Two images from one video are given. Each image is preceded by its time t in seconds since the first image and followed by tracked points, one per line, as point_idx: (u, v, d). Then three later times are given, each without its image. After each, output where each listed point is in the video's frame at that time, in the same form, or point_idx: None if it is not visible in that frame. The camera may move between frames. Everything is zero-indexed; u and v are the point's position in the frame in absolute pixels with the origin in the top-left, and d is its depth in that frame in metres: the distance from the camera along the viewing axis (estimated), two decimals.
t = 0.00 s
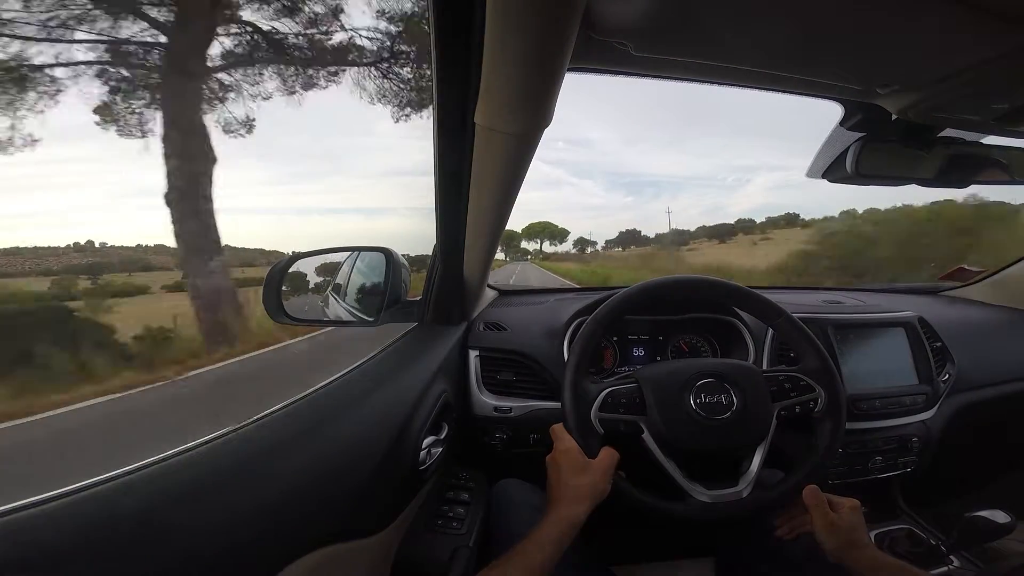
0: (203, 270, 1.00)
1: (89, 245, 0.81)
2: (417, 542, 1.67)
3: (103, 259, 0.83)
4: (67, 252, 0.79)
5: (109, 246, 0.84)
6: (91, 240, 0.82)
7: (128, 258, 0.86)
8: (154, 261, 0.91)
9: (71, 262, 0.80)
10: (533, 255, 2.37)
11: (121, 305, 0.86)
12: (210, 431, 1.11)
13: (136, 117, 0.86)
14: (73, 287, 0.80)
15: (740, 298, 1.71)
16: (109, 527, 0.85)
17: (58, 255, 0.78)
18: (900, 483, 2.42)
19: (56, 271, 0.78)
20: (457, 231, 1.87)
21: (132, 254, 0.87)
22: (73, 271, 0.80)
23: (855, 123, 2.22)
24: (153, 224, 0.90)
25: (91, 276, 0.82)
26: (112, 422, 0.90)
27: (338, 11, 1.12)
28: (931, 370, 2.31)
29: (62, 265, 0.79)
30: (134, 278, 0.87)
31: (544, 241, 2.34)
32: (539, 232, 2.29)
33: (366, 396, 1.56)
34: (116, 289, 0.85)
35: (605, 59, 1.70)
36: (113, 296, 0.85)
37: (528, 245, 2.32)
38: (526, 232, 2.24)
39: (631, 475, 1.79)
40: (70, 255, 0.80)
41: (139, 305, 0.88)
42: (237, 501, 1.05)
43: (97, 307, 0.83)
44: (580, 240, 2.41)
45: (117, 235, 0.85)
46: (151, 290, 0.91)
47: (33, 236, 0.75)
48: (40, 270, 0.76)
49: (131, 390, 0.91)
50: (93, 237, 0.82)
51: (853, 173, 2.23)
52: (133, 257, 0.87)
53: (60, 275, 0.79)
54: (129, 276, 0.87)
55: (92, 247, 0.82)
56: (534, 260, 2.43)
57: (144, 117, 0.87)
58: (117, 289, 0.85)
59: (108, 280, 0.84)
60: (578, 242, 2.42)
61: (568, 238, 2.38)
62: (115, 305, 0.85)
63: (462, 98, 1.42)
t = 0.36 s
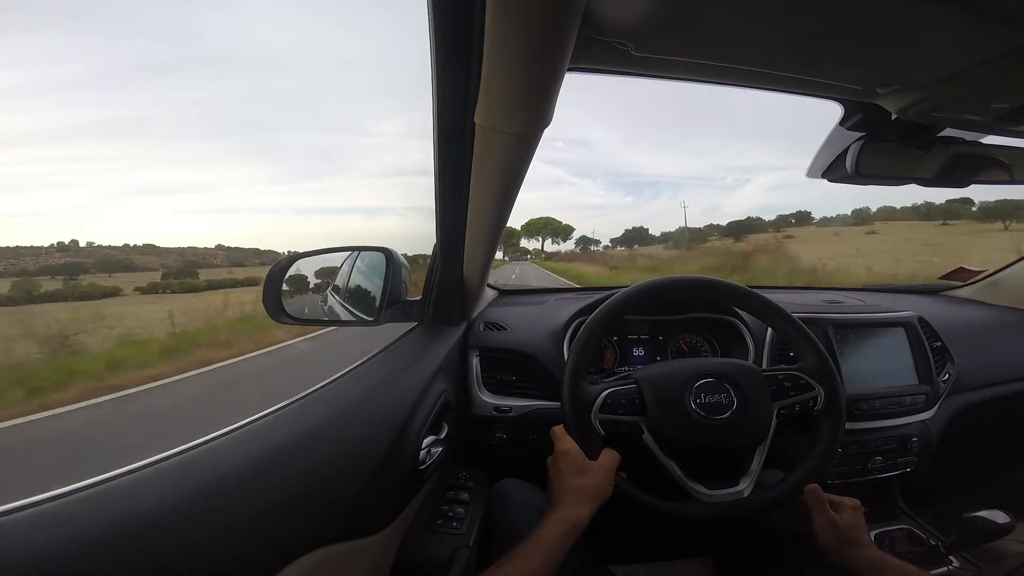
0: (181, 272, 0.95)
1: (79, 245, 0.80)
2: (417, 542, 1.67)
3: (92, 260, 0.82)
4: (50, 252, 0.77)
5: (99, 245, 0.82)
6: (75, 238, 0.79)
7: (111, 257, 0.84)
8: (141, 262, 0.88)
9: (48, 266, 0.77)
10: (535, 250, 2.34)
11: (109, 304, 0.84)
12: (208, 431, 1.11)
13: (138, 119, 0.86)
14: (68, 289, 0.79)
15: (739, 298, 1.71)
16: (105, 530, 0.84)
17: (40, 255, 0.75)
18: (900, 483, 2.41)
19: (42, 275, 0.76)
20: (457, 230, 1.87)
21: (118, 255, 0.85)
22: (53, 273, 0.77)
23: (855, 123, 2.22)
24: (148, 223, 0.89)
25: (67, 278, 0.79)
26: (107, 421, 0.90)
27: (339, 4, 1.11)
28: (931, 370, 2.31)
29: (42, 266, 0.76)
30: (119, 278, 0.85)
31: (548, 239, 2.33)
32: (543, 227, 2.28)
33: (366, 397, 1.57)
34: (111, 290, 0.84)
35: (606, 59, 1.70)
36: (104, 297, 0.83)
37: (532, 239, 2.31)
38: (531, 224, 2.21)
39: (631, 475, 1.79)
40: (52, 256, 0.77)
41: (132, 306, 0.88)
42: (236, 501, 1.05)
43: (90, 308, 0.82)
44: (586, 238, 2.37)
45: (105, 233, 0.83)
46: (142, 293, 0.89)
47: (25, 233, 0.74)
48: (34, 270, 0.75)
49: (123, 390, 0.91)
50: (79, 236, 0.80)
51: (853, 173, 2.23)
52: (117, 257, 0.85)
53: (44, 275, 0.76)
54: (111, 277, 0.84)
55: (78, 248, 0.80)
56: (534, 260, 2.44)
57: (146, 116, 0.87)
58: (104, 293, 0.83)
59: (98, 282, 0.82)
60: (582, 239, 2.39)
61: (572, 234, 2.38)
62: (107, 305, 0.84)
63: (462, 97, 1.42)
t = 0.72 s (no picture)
0: (162, 271, 0.92)
1: (65, 243, 0.78)
2: (418, 543, 1.67)
3: (83, 258, 0.80)
4: (34, 249, 0.75)
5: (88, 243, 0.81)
6: (62, 237, 0.78)
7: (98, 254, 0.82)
8: (126, 260, 0.86)
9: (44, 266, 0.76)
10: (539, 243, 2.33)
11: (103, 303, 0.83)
12: (205, 432, 1.12)
13: (138, 117, 0.86)
14: (65, 288, 0.79)
15: (739, 298, 1.72)
16: (102, 532, 0.84)
17: (33, 253, 0.75)
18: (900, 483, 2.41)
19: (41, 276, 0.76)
20: (457, 230, 1.86)
21: (103, 253, 0.83)
22: (50, 273, 0.77)
23: (855, 123, 2.22)
24: (144, 222, 0.89)
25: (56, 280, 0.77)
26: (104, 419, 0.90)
27: (338, 3, 1.10)
28: (931, 370, 2.31)
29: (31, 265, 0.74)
30: (100, 276, 0.82)
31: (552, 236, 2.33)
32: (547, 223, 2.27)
33: (366, 397, 1.56)
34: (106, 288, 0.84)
35: (606, 59, 1.70)
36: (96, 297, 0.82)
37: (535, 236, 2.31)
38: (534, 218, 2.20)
39: (631, 475, 1.79)
40: (34, 253, 0.75)
41: (131, 307, 0.87)
42: (237, 501, 1.05)
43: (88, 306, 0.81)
44: (586, 236, 2.37)
45: (96, 231, 0.82)
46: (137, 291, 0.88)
47: (24, 230, 0.74)
48: (35, 269, 0.75)
49: (122, 387, 0.91)
50: (65, 233, 0.78)
51: (853, 173, 2.23)
52: (100, 255, 0.83)
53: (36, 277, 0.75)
54: (87, 276, 0.81)
55: (62, 245, 0.78)
56: (534, 260, 2.43)
57: (145, 115, 0.87)
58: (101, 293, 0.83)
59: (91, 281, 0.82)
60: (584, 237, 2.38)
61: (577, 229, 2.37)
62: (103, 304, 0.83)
63: (462, 96, 1.42)
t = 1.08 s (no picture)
0: (165, 269, 0.92)
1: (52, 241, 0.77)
2: (418, 543, 1.67)
3: (73, 256, 0.80)
4: (15, 247, 0.73)
5: (77, 241, 0.80)
6: (46, 234, 0.76)
7: (88, 253, 0.81)
8: (115, 259, 0.84)
9: (40, 262, 0.76)
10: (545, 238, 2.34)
11: (99, 301, 0.83)
12: (204, 432, 1.12)
13: (139, 116, 0.86)
14: (65, 287, 0.79)
15: (738, 298, 1.72)
16: (99, 534, 0.83)
17: (28, 251, 0.74)
18: (900, 483, 2.41)
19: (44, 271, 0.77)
20: (457, 230, 1.86)
21: (106, 253, 0.83)
22: (47, 268, 0.77)
23: (856, 123, 2.22)
24: (140, 220, 0.88)
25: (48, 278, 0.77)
26: (101, 419, 0.89)
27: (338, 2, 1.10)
28: (931, 370, 2.31)
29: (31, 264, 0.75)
30: (77, 275, 0.80)
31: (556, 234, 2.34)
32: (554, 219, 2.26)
33: (366, 397, 1.57)
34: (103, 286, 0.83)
35: (606, 59, 1.70)
36: (95, 294, 0.82)
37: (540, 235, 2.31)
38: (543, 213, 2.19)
39: (631, 475, 1.79)
40: (16, 251, 0.73)
41: (135, 305, 0.88)
42: (238, 501, 1.05)
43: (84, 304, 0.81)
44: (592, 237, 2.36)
45: (85, 229, 0.81)
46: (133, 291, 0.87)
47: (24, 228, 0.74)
48: (17, 267, 0.74)
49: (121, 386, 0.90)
50: (48, 232, 0.77)
51: (853, 173, 2.24)
52: (82, 253, 0.81)
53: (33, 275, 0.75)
54: (63, 275, 0.78)
55: (45, 243, 0.76)
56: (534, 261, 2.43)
57: (145, 115, 0.87)
58: (101, 290, 0.83)
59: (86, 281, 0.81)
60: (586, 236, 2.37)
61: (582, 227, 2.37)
62: (99, 303, 0.83)
63: (462, 96, 1.42)
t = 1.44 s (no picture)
0: (163, 270, 0.92)
1: (38, 241, 0.75)
2: (418, 543, 1.66)
3: (66, 259, 0.79)
4: None
5: (61, 241, 0.78)
6: (29, 235, 0.74)
7: (77, 255, 0.80)
8: (115, 261, 0.84)
9: (36, 263, 0.75)
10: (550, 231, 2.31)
11: (94, 304, 0.82)
12: (204, 432, 1.11)
13: (138, 116, 0.86)
14: (64, 288, 0.78)
15: (738, 298, 1.72)
16: (96, 534, 0.83)
17: (23, 251, 0.73)
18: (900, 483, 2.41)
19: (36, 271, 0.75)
20: (457, 230, 1.86)
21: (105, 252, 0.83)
22: (38, 270, 0.75)
23: (856, 122, 2.22)
24: (136, 220, 0.87)
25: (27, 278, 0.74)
26: (96, 422, 0.88)
27: (338, 2, 1.10)
28: (931, 370, 2.30)
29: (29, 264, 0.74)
30: (52, 278, 0.76)
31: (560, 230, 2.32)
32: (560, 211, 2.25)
33: (365, 397, 1.57)
34: (101, 287, 0.82)
35: (606, 59, 1.70)
36: (88, 296, 0.81)
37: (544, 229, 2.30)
38: (551, 202, 2.18)
39: (631, 475, 1.79)
40: None
41: (134, 305, 0.88)
42: (237, 500, 1.05)
43: (86, 307, 0.81)
44: (598, 233, 2.33)
45: (70, 230, 0.79)
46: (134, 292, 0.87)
47: (25, 229, 0.74)
48: None
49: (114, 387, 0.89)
50: (32, 232, 0.75)
51: (853, 173, 2.23)
52: (60, 255, 0.78)
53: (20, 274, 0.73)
54: (40, 278, 0.75)
55: (28, 244, 0.74)
56: (534, 261, 2.42)
57: (145, 115, 0.86)
58: (96, 293, 0.82)
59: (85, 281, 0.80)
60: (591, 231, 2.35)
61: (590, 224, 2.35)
62: (100, 305, 0.82)
63: (462, 96, 1.42)
